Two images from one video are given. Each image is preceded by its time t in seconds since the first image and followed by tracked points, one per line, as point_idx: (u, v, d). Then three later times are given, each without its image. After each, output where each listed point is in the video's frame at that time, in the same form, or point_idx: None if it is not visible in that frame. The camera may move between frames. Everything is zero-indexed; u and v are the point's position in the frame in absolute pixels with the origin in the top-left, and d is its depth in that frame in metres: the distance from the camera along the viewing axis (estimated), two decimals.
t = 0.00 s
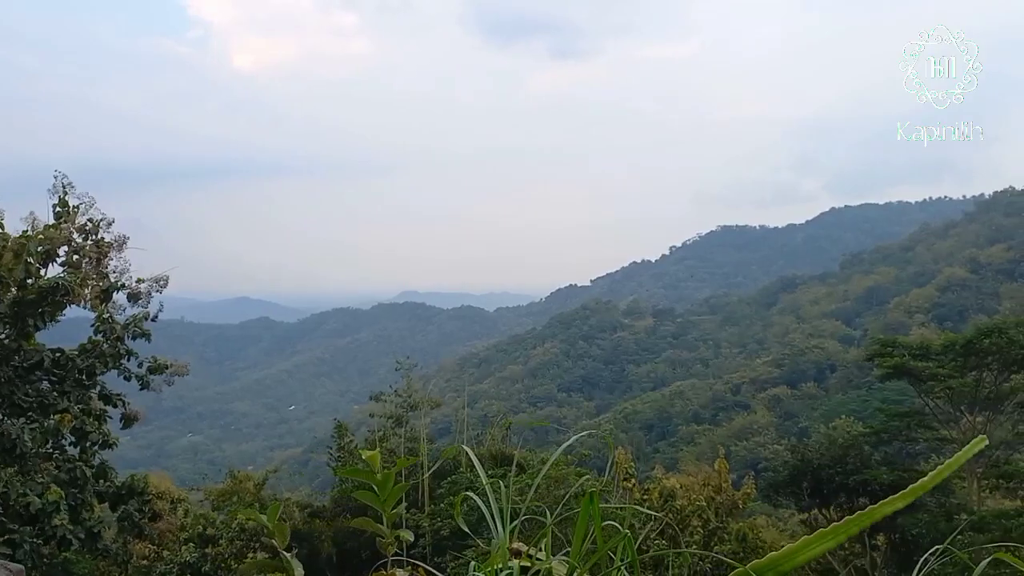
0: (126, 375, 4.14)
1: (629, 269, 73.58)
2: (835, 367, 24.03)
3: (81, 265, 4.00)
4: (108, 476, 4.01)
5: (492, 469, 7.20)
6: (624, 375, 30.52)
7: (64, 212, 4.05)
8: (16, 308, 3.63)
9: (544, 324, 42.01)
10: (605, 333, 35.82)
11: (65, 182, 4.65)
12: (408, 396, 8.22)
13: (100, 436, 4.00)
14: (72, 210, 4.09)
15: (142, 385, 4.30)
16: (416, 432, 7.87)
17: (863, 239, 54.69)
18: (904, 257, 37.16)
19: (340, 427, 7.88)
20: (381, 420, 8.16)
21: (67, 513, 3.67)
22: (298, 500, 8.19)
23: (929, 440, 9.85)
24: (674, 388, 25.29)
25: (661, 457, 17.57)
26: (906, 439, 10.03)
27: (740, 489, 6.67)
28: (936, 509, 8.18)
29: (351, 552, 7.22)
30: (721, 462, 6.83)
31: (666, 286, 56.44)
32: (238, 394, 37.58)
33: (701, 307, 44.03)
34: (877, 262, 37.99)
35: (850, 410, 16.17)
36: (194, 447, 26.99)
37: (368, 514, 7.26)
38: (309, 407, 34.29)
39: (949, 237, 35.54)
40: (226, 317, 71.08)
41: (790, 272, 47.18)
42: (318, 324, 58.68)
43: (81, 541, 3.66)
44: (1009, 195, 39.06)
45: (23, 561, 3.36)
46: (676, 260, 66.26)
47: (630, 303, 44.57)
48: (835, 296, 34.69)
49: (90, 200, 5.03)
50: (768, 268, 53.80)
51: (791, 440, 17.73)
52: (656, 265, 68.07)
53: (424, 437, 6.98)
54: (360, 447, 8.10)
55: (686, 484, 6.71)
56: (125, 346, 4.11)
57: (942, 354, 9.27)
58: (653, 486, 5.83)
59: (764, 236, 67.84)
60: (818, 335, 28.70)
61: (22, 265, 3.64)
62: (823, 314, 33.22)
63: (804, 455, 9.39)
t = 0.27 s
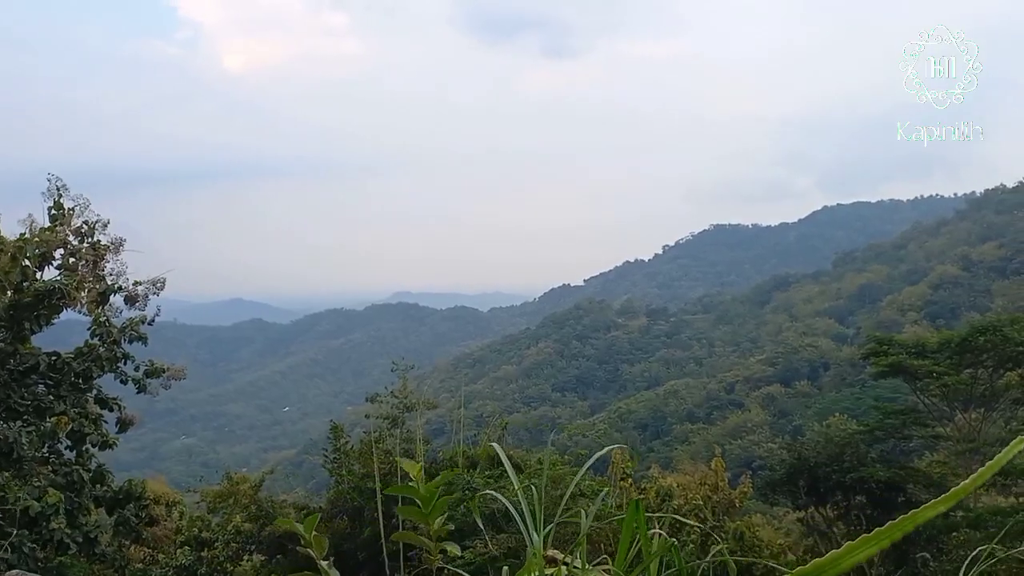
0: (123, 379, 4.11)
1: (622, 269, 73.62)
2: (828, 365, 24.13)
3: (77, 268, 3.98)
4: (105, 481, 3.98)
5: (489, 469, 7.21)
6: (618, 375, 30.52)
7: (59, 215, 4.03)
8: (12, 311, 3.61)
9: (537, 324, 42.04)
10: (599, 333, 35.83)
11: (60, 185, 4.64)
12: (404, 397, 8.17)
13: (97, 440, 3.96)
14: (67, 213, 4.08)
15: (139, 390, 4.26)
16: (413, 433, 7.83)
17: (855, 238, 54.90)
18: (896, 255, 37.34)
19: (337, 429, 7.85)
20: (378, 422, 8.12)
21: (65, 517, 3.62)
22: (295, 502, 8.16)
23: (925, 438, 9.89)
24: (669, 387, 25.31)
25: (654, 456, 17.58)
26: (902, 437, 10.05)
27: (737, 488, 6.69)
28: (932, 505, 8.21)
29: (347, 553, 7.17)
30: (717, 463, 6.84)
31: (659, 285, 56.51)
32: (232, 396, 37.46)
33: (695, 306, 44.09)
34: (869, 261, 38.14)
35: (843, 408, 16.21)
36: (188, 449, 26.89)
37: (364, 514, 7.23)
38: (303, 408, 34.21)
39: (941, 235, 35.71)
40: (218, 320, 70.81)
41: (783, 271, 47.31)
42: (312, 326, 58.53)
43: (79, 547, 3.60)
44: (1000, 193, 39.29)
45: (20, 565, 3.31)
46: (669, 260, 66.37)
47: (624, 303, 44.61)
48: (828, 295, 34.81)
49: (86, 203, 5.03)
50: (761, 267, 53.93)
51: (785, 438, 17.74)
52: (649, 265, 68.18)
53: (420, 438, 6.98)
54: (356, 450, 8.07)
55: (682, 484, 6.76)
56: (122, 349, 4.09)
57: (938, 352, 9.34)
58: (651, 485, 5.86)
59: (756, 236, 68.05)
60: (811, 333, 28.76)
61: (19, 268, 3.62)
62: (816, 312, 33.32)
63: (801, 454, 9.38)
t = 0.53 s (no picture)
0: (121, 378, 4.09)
1: (617, 268, 73.68)
2: (821, 365, 24.19)
3: (75, 267, 3.96)
4: (103, 480, 3.97)
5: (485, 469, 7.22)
6: (613, 374, 30.55)
7: (57, 213, 4.01)
8: (10, 309, 3.60)
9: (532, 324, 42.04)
10: (594, 332, 35.84)
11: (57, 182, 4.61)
12: (400, 396, 8.10)
13: (95, 438, 3.94)
14: (65, 211, 4.05)
15: (136, 389, 4.24)
16: (410, 433, 7.80)
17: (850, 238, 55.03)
18: (890, 255, 37.47)
19: (332, 428, 7.81)
20: (374, 420, 8.08)
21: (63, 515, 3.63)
22: (290, 501, 8.13)
23: (919, 437, 9.91)
24: (663, 386, 25.34)
25: (648, 457, 17.59)
26: (898, 436, 10.06)
27: (734, 487, 6.67)
28: (927, 504, 8.24)
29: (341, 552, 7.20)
30: (715, 462, 6.79)
31: (654, 285, 56.58)
32: (226, 395, 37.40)
33: (689, 305, 44.16)
34: (863, 261, 38.26)
35: (838, 406, 16.24)
36: (182, 449, 26.87)
37: (360, 514, 7.24)
38: (296, 407, 34.16)
39: (934, 235, 35.85)
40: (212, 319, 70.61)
41: (777, 271, 47.41)
42: (306, 325, 58.45)
43: (76, 545, 3.61)
44: (994, 194, 39.44)
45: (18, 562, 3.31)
46: (664, 260, 66.43)
47: (618, 302, 44.65)
48: (822, 295, 34.90)
49: (84, 201, 4.99)
50: (755, 266, 54.02)
51: (779, 437, 17.78)
52: (644, 265, 68.25)
53: (416, 435, 6.98)
54: (352, 448, 8.04)
55: (679, 483, 6.74)
56: (119, 348, 4.07)
57: (933, 352, 9.34)
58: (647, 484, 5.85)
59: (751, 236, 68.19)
60: (805, 333, 28.81)
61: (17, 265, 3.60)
62: (810, 312, 33.39)
63: (797, 454, 9.37)
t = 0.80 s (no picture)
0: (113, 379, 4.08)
1: (606, 270, 73.83)
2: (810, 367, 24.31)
3: (70, 267, 3.95)
4: (95, 481, 3.93)
5: (477, 471, 7.24)
6: (602, 376, 30.61)
7: (51, 213, 4.00)
8: (3, 309, 3.59)
9: (522, 325, 42.09)
10: (583, 334, 35.90)
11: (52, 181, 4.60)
12: (392, 397, 8.07)
13: (87, 439, 3.90)
14: (59, 211, 4.05)
15: (129, 390, 4.21)
16: (402, 434, 7.78)
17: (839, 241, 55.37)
18: (877, 258, 37.74)
19: (324, 429, 7.78)
20: (365, 421, 8.04)
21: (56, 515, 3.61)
22: (281, 503, 8.11)
23: (908, 439, 9.97)
24: (653, 388, 25.42)
25: (636, 459, 17.63)
26: (887, 438, 10.12)
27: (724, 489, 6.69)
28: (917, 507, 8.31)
29: (333, 553, 7.26)
30: (706, 464, 6.78)
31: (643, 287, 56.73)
32: (214, 396, 37.25)
33: (679, 307, 44.31)
34: (851, 264, 38.51)
35: (826, 409, 16.31)
36: (170, 450, 26.76)
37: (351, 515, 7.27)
38: (285, 409, 34.07)
39: (922, 238, 36.13)
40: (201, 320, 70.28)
41: (766, 273, 47.63)
42: (296, 326, 58.29)
43: (70, 546, 3.59)
44: (980, 198, 39.79)
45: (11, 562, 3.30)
46: (654, 262, 66.61)
47: (608, 304, 44.75)
48: (810, 297, 35.10)
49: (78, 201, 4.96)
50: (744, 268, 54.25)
51: (768, 439, 17.83)
52: (633, 267, 68.42)
53: (407, 435, 6.99)
54: (343, 450, 8.00)
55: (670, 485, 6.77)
56: (112, 349, 4.06)
57: (922, 354, 9.39)
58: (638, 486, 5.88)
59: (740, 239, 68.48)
60: (794, 335, 28.96)
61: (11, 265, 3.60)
62: (799, 315, 33.57)
63: (788, 455, 9.38)
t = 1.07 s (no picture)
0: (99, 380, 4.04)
1: (589, 270, 74.06)
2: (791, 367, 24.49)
3: (56, 269, 3.92)
4: (79, 483, 3.87)
5: (463, 472, 7.25)
6: (585, 377, 30.68)
7: (38, 214, 3.97)
8: None
9: (505, 326, 42.13)
10: (566, 334, 35.96)
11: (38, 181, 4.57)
12: (377, 398, 8.01)
13: (72, 441, 3.84)
14: (46, 212, 4.01)
15: (115, 392, 4.17)
16: (388, 435, 7.76)
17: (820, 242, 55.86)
18: (857, 258, 38.15)
19: (308, 430, 7.73)
20: (351, 422, 7.97)
21: (44, 517, 3.58)
22: (266, 504, 8.07)
23: (889, 438, 10.12)
24: (635, 388, 25.52)
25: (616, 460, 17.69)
26: (868, 437, 10.23)
27: (709, 488, 6.73)
28: (900, 507, 8.40)
29: (317, 555, 7.23)
30: (689, 462, 6.83)
31: (626, 287, 56.95)
32: (196, 397, 36.97)
33: (661, 308, 44.51)
34: (832, 265, 38.90)
35: (807, 409, 16.43)
36: (150, 452, 26.56)
37: (336, 517, 7.24)
38: (266, 410, 33.90)
39: (901, 239, 36.56)
40: (181, 321, 69.69)
41: (747, 274, 47.96)
42: (278, 326, 57.96)
43: (57, 549, 3.56)
44: (959, 199, 40.31)
45: None
46: (637, 262, 66.88)
47: (591, 305, 44.86)
48: (791, 298, 35.41)
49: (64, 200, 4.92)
50: (726, 269, 54.59)
51: (749, 439, 17.95)
52: (616, 267, 68.67)
53: (392, 437, 6.96)
54: (326, 450, 7.96)
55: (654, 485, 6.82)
56: (97, 350, 4.01)
57: (905, 354, 9.48)
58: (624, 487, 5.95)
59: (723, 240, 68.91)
60: (776, 335, 29.17)
61: None
62: (780, 315, 33.83)
63: (771, 454, 9.41)
